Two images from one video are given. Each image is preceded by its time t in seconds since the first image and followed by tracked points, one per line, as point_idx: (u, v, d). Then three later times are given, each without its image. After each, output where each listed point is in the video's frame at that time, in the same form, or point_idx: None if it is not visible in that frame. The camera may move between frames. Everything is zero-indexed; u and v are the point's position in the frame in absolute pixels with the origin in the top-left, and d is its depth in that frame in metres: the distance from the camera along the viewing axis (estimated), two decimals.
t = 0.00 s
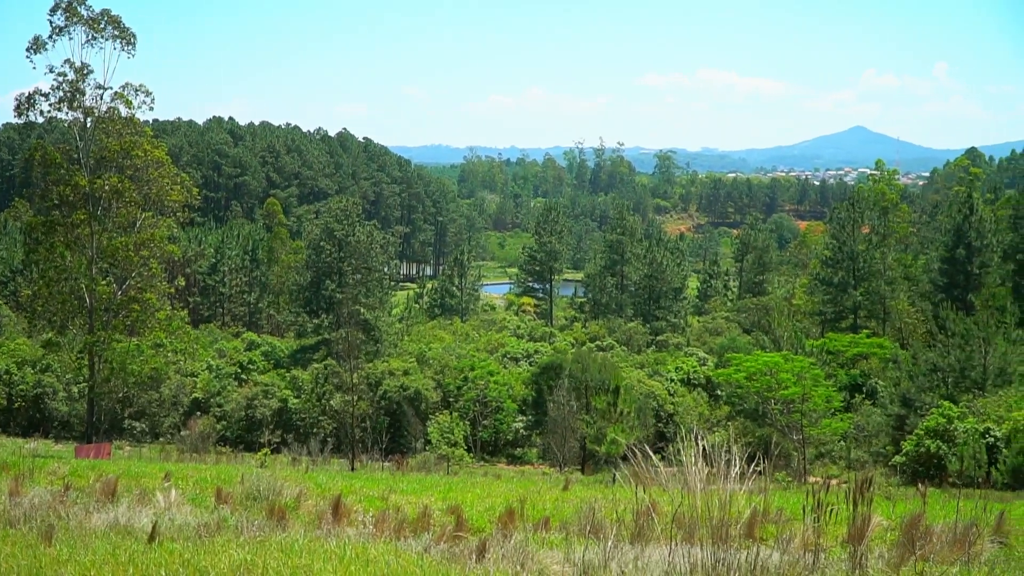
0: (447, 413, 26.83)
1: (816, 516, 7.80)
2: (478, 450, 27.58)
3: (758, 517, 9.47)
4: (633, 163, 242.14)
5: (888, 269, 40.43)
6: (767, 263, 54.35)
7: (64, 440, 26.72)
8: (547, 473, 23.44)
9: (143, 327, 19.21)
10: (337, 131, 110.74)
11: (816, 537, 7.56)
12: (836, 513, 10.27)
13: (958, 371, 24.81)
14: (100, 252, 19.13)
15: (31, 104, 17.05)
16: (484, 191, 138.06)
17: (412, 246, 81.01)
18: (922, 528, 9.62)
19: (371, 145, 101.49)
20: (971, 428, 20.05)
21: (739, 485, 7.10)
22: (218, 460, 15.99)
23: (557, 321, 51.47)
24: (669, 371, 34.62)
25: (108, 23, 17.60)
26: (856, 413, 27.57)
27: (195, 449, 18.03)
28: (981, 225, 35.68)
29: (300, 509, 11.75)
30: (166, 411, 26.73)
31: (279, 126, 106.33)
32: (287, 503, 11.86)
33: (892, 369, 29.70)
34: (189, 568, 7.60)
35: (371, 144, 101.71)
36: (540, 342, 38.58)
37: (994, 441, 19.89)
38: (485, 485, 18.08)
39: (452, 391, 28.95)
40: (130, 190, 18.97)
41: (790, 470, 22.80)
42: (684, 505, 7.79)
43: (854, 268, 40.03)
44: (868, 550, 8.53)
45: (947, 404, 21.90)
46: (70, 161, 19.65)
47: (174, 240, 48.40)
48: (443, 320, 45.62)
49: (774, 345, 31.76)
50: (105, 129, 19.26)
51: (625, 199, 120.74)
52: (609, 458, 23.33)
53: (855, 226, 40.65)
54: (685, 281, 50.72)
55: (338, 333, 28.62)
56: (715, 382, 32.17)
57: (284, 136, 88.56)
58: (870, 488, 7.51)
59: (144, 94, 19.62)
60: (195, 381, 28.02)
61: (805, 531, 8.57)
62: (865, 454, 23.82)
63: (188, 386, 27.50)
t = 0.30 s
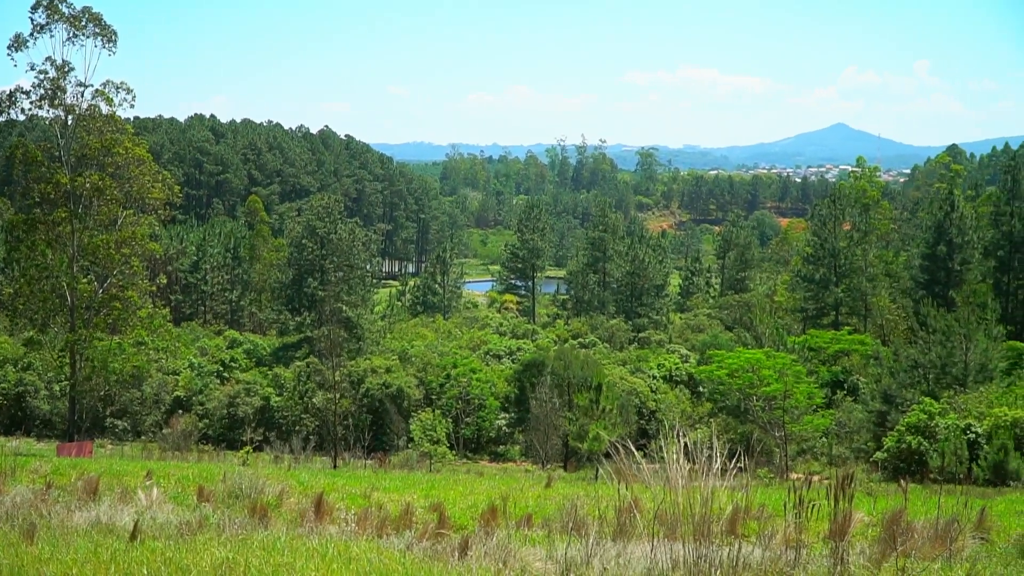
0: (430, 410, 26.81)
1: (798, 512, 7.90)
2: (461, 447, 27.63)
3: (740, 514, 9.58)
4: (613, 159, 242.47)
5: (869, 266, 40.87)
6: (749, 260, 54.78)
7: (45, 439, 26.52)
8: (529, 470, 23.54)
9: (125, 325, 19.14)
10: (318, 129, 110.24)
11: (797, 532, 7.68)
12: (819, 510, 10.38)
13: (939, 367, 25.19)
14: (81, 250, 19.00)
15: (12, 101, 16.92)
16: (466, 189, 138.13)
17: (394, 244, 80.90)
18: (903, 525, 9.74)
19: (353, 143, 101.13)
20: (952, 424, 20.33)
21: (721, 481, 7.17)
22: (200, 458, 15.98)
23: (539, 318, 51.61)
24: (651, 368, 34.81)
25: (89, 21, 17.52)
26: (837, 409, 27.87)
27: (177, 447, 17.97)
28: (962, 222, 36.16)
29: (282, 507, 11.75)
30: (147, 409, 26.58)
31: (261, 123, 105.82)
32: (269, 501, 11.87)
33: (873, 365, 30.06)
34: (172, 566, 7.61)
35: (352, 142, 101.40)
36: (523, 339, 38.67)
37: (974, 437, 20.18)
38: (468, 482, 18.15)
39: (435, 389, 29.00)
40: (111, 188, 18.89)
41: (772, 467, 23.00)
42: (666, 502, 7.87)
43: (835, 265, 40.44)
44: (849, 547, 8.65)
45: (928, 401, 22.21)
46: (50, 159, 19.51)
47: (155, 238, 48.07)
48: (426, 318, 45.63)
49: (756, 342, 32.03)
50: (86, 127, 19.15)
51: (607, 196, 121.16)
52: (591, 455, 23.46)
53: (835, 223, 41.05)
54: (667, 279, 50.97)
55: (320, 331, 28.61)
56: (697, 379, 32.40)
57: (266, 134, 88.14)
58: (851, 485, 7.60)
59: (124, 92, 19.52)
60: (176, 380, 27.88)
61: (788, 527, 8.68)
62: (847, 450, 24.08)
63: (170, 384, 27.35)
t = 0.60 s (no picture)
0: (416, 408, 26.83)
1: (784, 511, 7.99)
2: (447, 445, 27.64)
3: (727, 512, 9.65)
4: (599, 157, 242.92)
5: (855, 263, 41.14)
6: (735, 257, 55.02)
7: (29, 437, 26.35)
8: (515, 468, 23.59)
9: (110, 323, 19.07)
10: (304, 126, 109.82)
11: (783, 530, 7.77)
12: (806, 508, 10.47)
13: (925, 365, 25.46)
14: (66, 248, 18.89)
15: None
16: (452, 186, 138.04)
17: (380, 242, 80.73)
18: (888, 522, 9.85)
19: (339, 140, 100.79)
20: (938, 421, 20.55)
21: (706, 479, 7.22)
22: (185, 456, 15.93)
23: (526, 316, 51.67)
24: (637, 366, 34.96)
25: (75, 19, 17.41)
26: (823, 407, 28.09)
27: (163, 446, 17.92)
28: (947, 219, 36.47)
29: (268, 506, 11.76)
30: (132, 408, 26.46)
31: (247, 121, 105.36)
32: (254, 499, 11.89)
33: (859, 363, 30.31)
34: (157, 565, 7.62)
35: (339, 139, 101.09)
36: (509, 337, 38.73)
37: (961, 434, 20.35)
38: (455, 480, 18.19)
39: (421, 388, 29.02)
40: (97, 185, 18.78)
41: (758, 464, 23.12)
42: (652, 499, 7.94)
43: (821, 263, 40.73)
44: (835, 544, 8.76)
45: (914, 398, 22.44)
46: (36, 157, 19.38)
47: (140, 235, 47.76)
48: (412, 316, 45.63)
49: (742, 340, 32.22)
50: (72, 125, 19.07)
51: (594, 194, 121.37)
52: (578, 453, 23.54)
53: (821, 221, 41.27)
54: (653, 277, 51.13)
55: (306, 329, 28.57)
56: (683, 377, 32.55)
57: (252, 131, 87.75)
58: (837, 482, 7.70)
59: (110, 90, 19.41)
60: (162, 378, 27.77)
61: (773, 524, 8.77)
62: (833, 448, 24.28)
63: (156, 382, 27.23)
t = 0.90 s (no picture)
0: (399, 406, 26.88)
1: (766, 509, 8.12)
2: (431, 443, 27.71)
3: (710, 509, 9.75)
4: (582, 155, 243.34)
5: (837, 260, 41.48)
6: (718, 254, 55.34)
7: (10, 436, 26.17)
8: (499, 466, 23.69)
9: (93, 322, 18.99)
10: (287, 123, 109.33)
11: (765, 527, 7.91)
12: (789, 505, 10.62)
13: (907, 361, 25.77)
14: (49, 246, 18.79)
15: None
16: (435, 184, 137.88)
17: (363, 240, 80.54)
18: (871, 519, 10.02)
19: (322, 138, 100.36)
20: (920, 418, 20.82)
21: (689, 475, 7.31)
22: (169, 455, 15.92)
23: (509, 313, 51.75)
24: (621, 363, 35.15)
25: (57, 17, 17.29)
26: (806, 403, 28.35)
27: (146, 444, 17.89)
28: (929, 217, 36.73)
29: (251, 504, 11.77)
30: (115, 406, 26.36)
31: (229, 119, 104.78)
32: (238, 497, 11.91)
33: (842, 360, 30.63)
34: (141, 563, 7.65)
35: (322, 137, 100.71)
36: (493, 335, 38.78)
37: (944, 430, 20.58)
38: (439, 478, 18.27)
39: (405, 385, 29.05)
40: (80, 183, 18.68)
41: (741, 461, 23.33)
42: (636, 495, 8.04)
43: (804, 260, 41.09)
44: (818, 541, 8.90)
45: (897, 395, 22.74)
46: (18, 155, 19.26)
47: (122, 233, 47.41)
48: (396, 313, 45.63)
49: (725, 337, 32.47)
50: (54, 122, 18.93)
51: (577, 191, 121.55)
52: (561, 450, 23.67)
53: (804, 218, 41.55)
54: (637, 274, 51.36)
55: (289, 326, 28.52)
56: (667, 374, 32.74)
57: (234, 129, 87.29)
58: (820, 479, 7.85)
59: (93, 87, 19.30)
60: (145, 376, 27.65)
61: (756, 522, 8.90)
62: (816, 444, 24.53)
63: (139, 380, 27.09)
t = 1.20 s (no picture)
0: (388, 405, 26.90)
1: (756, 508, 8.21)
2: (420, 441, 27.75)
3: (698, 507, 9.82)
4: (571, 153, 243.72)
5: (825, 258, 41.70)
6: (707, 252, 55.53)
7: None
8: (488, 464, 23.75)
9: (81, 320, 18.95)
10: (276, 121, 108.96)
11: (754, 524, 8.01)
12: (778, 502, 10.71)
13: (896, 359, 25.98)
14: (37, 245, 18.74)
15: None
16: (424, 181, 137.67)
17: (352, 238, 80.36)
18: (861, 516, 10.13)
19: (310, 136, 100.06)
20: (908, 415, 21.01)
21: (677, 473, 7.40)
22: (158, 453, 15.91)
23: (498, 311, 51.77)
24: (610, 361, 35.25)
25: (45, 15, 17.22)
26: (795, 400, 28.51)
27: (134, 443, 17.88)
28: (918, 214, 37.25)
29: (240, 503, 11.79)
30: (104, 405, 26.29)
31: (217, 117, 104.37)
32: (227, 495, 11.92)
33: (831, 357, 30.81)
34: (129, 562, 7.66)
35: (310, 135, 100.43)
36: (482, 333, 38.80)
37: (931, 428, 20.83)
38: (427, 476, 18.31)
39: (394, 384, 29.05)
40: (68, 182, 18.63)
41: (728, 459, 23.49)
42: (624, 494, 8.12)
43: (792, 258, 41.31)
44: (807, 539, 9.00)
45: (886, 392, 22.95)
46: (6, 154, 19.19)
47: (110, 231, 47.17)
48: (385, 311, 45.59)
49: (714, 335, 32.60)
50: (41, 121, 18.83)
51: (566, 189, 121.59)
52: (550, 448, 23.74)
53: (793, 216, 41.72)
54: (625, 272, 51.49)
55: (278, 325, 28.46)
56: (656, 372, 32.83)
57: (222, 127, 86.97)
58: (808, 476, 7.96)
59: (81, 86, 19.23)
60: (133, 375, 27.58)
61: (745, 519, 9.00)
62: (804, 442, 24.68)
63: (127, 379, 27.02)
